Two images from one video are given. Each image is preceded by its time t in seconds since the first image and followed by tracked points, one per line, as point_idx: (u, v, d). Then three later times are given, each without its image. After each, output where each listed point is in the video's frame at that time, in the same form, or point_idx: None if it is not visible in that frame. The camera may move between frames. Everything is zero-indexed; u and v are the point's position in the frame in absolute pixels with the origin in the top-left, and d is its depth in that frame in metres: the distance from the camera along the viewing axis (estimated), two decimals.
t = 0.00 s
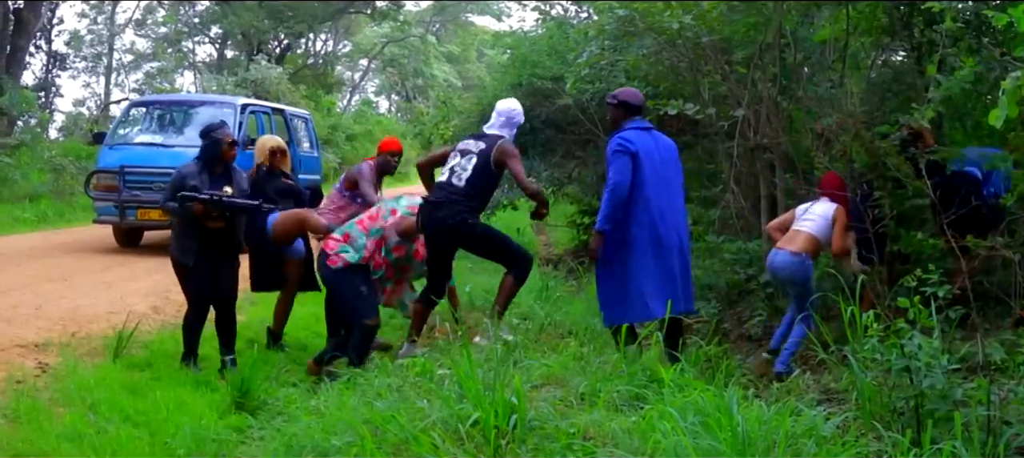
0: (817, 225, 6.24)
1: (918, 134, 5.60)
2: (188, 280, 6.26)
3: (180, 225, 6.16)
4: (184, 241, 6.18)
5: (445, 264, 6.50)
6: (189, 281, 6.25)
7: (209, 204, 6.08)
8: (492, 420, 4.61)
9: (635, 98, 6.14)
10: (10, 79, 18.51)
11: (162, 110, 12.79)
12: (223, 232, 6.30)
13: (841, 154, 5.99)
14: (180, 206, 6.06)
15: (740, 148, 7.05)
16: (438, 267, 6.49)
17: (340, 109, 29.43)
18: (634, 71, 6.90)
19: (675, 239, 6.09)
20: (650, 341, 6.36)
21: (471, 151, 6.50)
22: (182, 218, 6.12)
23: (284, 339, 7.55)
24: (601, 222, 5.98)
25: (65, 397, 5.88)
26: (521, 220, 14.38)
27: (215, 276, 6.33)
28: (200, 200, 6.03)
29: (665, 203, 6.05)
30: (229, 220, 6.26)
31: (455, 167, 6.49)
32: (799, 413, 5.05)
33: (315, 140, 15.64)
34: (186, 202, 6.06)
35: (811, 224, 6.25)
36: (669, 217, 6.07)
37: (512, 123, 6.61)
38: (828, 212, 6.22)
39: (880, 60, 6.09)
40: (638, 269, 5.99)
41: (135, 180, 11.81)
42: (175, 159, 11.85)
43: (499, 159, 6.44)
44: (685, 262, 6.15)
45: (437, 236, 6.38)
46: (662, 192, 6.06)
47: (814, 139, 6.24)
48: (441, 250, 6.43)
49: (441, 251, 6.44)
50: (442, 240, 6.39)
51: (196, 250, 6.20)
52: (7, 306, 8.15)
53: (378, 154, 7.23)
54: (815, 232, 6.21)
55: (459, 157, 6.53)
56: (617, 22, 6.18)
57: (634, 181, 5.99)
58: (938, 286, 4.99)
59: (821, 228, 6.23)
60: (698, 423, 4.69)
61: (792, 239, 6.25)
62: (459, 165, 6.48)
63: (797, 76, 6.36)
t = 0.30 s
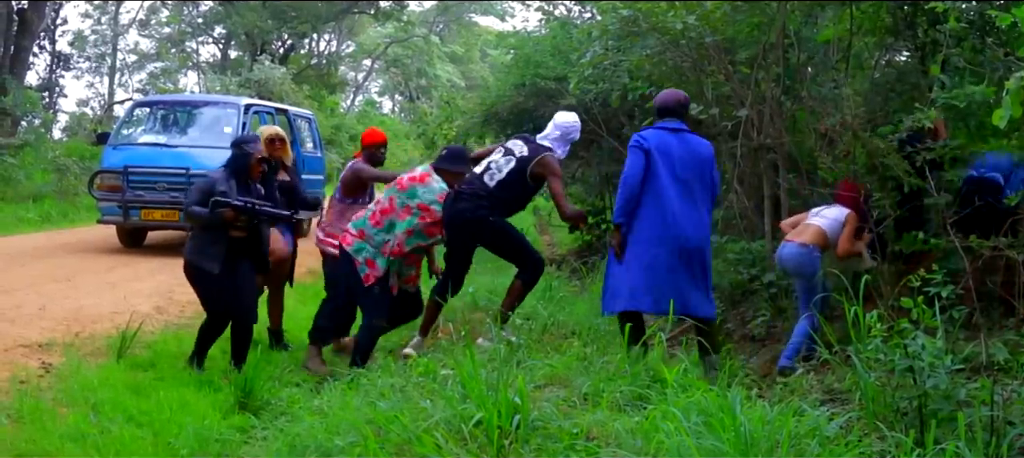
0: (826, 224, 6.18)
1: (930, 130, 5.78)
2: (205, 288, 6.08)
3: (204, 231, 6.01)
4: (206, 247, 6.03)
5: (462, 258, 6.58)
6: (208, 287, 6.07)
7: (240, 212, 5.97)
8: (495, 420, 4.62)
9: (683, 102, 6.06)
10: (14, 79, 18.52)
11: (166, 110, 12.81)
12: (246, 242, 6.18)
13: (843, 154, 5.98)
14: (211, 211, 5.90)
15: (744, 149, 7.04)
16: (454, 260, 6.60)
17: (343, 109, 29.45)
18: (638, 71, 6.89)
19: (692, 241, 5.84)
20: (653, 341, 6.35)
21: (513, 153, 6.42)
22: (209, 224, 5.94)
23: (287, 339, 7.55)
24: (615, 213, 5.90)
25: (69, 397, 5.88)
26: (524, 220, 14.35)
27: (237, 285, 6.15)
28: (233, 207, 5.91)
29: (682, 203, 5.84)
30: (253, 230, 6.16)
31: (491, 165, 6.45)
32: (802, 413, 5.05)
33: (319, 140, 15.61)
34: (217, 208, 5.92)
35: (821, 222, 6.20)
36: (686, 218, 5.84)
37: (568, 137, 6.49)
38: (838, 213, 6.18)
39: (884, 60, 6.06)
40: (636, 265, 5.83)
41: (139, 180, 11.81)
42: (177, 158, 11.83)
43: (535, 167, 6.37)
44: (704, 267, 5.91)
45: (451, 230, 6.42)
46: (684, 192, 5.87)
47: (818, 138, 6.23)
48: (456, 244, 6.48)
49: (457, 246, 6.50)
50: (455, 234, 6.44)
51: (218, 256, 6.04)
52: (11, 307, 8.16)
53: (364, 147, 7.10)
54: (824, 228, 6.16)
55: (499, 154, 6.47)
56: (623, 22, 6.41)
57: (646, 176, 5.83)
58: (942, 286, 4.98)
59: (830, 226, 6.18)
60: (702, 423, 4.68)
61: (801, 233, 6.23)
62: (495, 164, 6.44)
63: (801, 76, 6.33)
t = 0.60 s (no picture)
0: (834, 218, 6.11)
1: (949, 124, 5.86)
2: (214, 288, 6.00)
3: (219, 230, 5.96)
4: (221, 246, 5.99)
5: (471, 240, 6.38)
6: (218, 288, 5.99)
7: (257, 214, 5.94)
8: (495, 421, 4.62)
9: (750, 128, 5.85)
10: (15, 80, 18.53)
11: (167, 111, 12.81)
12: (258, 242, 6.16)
13: (845, 155, 5.95)
14: (229, 211, 5.86)
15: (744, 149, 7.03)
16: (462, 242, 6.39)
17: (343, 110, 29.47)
18: (638, 71, 6.88)
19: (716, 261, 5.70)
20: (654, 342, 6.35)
21: (512, 127, 6.31)
22: (226, 223, 5.89)
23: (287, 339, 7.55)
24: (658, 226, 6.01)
25: (70, 397, 5.89)
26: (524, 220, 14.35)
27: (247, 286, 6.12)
28: (252, 210, 5.89)
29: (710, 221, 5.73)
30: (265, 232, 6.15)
31: (495, 142, 6.29)
32: (802, 414, 5.05)
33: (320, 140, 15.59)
34: (235, 209, 5.88)
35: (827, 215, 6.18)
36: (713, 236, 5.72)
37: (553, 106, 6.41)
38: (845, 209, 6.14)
39: (884, 60, 6.07)
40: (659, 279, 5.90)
41: (139, 181, 11.83)
42: (178, 158, 11.86)
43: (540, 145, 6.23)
44: (724, 292, 5.70)
45: (464, 209, 6.24)
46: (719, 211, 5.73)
47: (818, 139, 6.22)
48: (466, 225, 6.30)
49: (468, 226, 6.30)
50: (466, 214, 6.25)
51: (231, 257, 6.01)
52: (12, 307, 8.16)
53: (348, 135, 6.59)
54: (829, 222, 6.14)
55: (498, 132, 6.34)
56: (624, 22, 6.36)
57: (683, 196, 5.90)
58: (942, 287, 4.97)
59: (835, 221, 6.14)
60: (702, 423, 4.68)
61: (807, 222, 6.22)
62: (499, 140, 6.29)
63: (801, 76, 6.34)
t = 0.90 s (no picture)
0: (835, 216, 5.77)
1: (972, 126, 5.71)
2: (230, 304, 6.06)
3: (230, 247, 5.99)
4: (234, 264, 6.01)
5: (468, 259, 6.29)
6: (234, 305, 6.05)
7: (267, 228, 5.98)
8: (494, 421, 4.62)
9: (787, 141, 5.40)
10: (14, 79, 18.51)
11: (167, 111, 12.80)
12: (269, 254, 6.20)
13: (844, 157, 5.98)
14: (240, 229, 5.90)
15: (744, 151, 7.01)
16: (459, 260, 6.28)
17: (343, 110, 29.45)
18: (638, 72, 6.88)
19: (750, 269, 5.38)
20: (653, 343, 6.35)
21: (490, 147, 6.23)
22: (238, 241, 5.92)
23: (286, 339, 7.54)
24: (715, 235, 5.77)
25: (69, 397, 5.88)
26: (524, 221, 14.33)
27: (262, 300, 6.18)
28: (261, 225, 5.93)
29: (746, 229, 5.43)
30: (275, 244, 6.18)
31: (482, 165, 6.18)
32: (801, 415, 5.06)
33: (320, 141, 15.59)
34: (245, 225, 5.91)
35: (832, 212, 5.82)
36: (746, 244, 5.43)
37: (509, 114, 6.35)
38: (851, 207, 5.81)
39: (884, 62, 6.12)
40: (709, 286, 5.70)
41: (139, 180, 11.83)
42: (178, 158, 11.87)
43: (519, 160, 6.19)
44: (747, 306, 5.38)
45: (475, 230, 6.15)
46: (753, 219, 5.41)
47: (818, 140, 6.21)
48: (474, 244, 6.21)
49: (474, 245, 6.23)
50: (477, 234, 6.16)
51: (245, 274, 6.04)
52: (11, 306, 8.16)
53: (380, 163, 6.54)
54: (833, 219, 5.77)
55: (479, 155, 6.22)
56: (623, 23, 6.45)
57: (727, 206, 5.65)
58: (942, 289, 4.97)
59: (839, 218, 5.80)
60: (701, 425, 4.68)
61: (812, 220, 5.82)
62: (485, 162, 6.18)
63: (801, 77, 6.39)
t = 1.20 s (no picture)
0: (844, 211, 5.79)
1: (980, 124, 5.76)
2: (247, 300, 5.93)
3: (245, 245, 5.80)
4: (251, 263, 5.84)
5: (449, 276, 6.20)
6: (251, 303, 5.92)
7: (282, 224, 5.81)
8: (494, 421, 4.62)
9: (835, 155, 5.69)
10: (15, 80, 18.51)
11: (166, 111, 12.79)
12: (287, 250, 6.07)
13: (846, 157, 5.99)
14: (257, 227, 5.71)
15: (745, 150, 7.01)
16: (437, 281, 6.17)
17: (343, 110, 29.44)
18: (638, 72, 6.87)
19: (778, 268, 5.77)
20: (653, 343, 6.34)
21: (480, 168, 6.03)
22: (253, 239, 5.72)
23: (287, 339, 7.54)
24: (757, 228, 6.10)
25: (69, 397, 5.88)
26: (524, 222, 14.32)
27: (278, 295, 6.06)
28: (279, 222, 5.75)
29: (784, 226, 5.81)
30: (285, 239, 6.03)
31: (464, 181, 6.08)
32: (802, 414, 5.07)
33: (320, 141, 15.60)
34: (262, 223, 5.72)
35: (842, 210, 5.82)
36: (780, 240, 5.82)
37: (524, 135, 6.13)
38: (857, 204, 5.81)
39: (884, 62, 6.11)
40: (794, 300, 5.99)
41: (139, 181, 11.84)
42: (178, 158, 11.87)
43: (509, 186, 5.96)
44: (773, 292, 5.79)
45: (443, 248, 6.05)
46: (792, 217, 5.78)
47: (818, 140, 6.20)
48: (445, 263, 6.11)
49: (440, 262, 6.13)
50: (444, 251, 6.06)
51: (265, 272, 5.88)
52: (12, 306, 8.16)
53: (436, 117, 7.26)
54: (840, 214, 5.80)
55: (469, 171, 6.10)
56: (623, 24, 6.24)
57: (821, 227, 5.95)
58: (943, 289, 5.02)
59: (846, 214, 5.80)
60: (702, 424, 4.68)
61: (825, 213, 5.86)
62: (467, 181, 6.05)
63: (801, 78, 6.30)
